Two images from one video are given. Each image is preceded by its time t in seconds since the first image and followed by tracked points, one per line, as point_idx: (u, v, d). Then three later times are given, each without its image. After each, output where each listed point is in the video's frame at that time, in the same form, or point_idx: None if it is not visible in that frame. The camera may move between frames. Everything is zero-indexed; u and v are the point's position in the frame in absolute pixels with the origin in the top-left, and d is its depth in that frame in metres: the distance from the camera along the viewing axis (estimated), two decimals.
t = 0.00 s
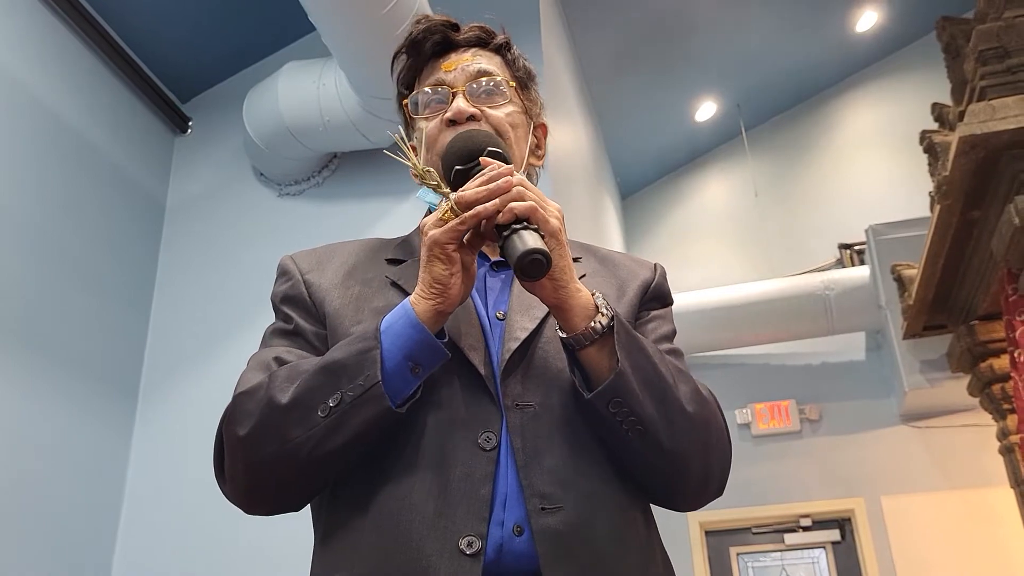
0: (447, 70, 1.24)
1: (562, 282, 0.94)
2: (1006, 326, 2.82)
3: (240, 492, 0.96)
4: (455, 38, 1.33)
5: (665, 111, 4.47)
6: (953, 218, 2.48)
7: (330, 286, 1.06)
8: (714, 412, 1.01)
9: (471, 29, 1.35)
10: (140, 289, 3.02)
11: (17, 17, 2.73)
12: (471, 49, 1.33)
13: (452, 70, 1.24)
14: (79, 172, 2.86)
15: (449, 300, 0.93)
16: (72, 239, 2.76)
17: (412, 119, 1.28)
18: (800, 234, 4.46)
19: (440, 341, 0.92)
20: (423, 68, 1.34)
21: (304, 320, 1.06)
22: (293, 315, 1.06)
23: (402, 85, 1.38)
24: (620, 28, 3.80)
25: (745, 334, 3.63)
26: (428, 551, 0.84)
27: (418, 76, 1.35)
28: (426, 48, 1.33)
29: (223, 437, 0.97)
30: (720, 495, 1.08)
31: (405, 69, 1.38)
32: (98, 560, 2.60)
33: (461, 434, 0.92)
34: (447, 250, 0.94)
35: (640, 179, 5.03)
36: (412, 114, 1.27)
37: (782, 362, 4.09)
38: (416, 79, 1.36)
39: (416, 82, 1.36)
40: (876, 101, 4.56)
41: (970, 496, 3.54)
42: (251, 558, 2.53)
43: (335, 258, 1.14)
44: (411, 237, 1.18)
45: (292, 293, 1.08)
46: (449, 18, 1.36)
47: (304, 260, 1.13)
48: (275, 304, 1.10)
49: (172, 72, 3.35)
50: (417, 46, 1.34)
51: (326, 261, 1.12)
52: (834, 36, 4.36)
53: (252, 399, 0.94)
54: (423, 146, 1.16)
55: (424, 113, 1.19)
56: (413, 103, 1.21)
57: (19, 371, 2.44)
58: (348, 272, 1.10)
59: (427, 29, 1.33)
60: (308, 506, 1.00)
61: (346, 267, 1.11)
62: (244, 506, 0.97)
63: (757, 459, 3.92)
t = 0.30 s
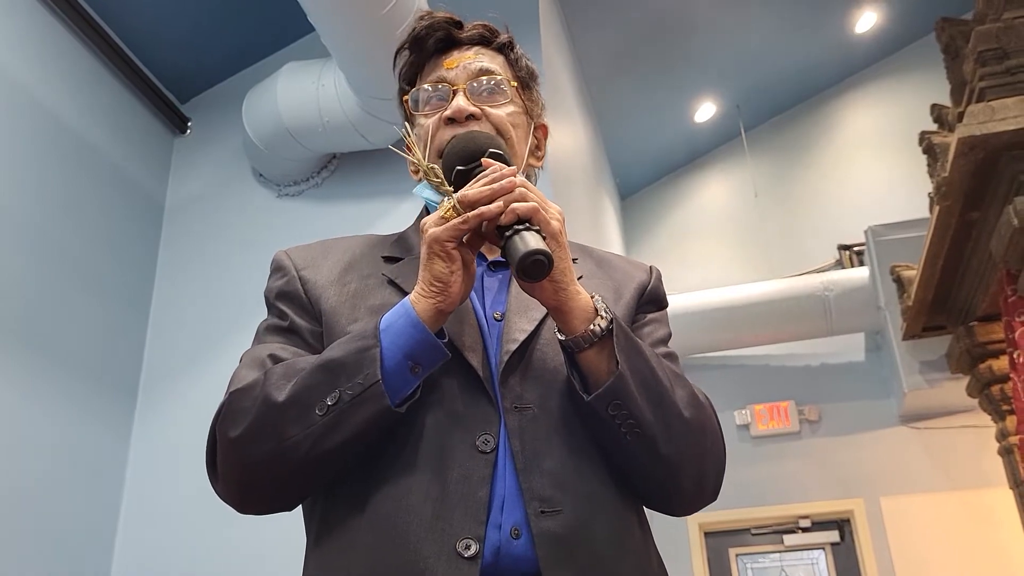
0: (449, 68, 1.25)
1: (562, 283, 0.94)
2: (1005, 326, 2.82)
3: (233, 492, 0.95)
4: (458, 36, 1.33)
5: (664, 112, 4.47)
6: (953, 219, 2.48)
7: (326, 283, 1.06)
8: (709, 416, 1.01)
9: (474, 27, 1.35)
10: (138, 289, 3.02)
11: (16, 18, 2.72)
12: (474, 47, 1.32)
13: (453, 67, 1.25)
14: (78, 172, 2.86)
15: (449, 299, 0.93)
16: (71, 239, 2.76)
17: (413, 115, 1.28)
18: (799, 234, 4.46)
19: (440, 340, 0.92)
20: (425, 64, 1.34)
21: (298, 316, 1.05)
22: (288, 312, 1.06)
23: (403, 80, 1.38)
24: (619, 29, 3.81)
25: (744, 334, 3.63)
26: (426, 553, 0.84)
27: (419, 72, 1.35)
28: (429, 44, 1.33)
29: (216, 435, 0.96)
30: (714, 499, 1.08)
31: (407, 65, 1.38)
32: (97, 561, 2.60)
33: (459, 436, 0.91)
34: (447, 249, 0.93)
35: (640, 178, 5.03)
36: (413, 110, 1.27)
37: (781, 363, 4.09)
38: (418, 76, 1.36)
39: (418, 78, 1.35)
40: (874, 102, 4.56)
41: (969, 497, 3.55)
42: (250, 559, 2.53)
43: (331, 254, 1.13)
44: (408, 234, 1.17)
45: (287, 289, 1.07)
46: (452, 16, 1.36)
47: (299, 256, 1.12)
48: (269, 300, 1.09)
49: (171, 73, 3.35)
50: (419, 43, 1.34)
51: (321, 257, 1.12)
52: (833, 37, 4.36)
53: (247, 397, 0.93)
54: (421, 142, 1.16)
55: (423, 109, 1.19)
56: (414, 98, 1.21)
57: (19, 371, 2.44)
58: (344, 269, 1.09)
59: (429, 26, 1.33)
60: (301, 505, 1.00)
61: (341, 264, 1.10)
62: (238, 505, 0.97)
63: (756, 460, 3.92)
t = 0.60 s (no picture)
0: (447, 61, 1.24)
1: (554, 281, 0.93)
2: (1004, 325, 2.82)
3: (227, 492, 0.95)
4: (457, 29, 1.31)
5: (664, 111, 4.47)
6: (952, 218, 2.48)
7: (319, 282, 1.06)
8: (705, 413, 1.01)
9: (473, 21, 1.34)
10: (137, 289, 3.02)
11: (15, 17, 2.72)
12: (472, 41, 1.31)
13: (451, 61, 1.23)
14: (77, 172, 2.86)
15: (438, 300, 0.93)
16: (70, 239, 2.76)
17: (410, 109, 1.27)
18: (799, 234, 4.46)
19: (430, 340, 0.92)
20: (423, 57, 1.32)
21: (292, 315, 1.06)
22: (282, 311, 1.06)
23: (400, 74, 1.37)
24: (618, 29, 3.81)
25: (743, 334, 3.63)
26: (417, 553, 0.84)
27: (416, 66, 1.33)
28: (427, 38, 1.31)
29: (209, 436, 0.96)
30: (711, 497, 1.07)
31: (404, 58, 1.36)
32: (97, 560, 2.60)
33: (451, 436, 0.91)
34: (436, 249, 0.93)
35: (639, 177, 5.03)
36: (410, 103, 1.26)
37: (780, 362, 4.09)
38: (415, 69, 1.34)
39: (415, 72, 1.34)
40: (873, 102, 4.56)
41: (969, 496, 3.54)
42: (249, 557, 2.54)
43: (326, 252, 1.13)
44: (403, 230, 1.17)
45: (281, 288, 1.07)
46: (450, 8, 1.34)
47: (294, 254, 1.12)
48: (264, 298, 1.10)
49: (169, 72, 3.35)
50: (417, 36, 1.32)
51: (315, 255, 1.12)
52: (832, 37, 4.36)
53: (238, 399, 0.93)
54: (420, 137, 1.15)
55: (422, 103, 1.19)
56: (411, 92, 1.20)
57: (19, 371, 2.45)
58: (338, 267, 1.09)
59: (427, 18, 1.31)
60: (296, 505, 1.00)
61: (336, 262, 1.10)
62: (231, 506, 0.97)
63: (755, 459, 3.92)
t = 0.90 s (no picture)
0: (450, 57, 1.24)
1: (560, 291, 0.92)
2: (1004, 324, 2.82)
3: (226, 493, 0.95)
4: (462, 26, 1.31)
5: (664, 110, 4.47)
6: (952, 217, 2.48)
7: (318, 280, 1.06)
8: (707, 419, 1.01)
9: (477, 17, 1.33)
10: (136, 287, 3.02)
11: (14, 17, 2.72)
12: (477, 38, 1.31)
13: (455, 57, 1.23)
14: (76, 171, 2.85)
15: (435, 305, 0.92)
16: (69, 238, 2.76)
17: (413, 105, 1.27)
18: (799, 232, 4.46)
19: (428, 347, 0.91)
20: (426, 53, 1.31)
21: (292, 314, 1.06)
22: (281, 309, 1.06)
23: (403, 69, 1.36)
24: (617, 28, 3.81)
25: (742, 333, 3.64)
26: (413, 552, 0.83)
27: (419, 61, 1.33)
28: (431, 33, 1.30)
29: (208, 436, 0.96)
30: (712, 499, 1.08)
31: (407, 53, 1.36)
32: (96, 559, 2.60)
33: (450, 436, 0.91)
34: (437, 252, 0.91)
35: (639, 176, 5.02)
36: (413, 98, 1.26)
37: (780, 361, 4.09)
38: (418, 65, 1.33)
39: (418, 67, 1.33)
40: (872, 101, 4.57)
41: (968, 495, 3.54)
42: (250, 556, 2.53)
43: (326, 249, 1.13)
44: (403, 228, 1.17)
45: (280, 285, 1.07)
46: (455, 4, 1.33)
47: (294, 250, 1.12)
48: (264, 294, 1.09)
49: (169, 70, 3.35)
50: (421, 31, 1.31)
51: (315, 252, 1.12)
52: (832, 36, 4.36)
53: (236, 400, 0.93)
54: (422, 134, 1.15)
55: (424, 99, 1.18)
56: (414, 87, 1.20)
57: (18, 370, 2.44)
58: (338, 264, 1.09)
59: (431, 14, 1.30)
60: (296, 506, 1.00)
61: (336, 259, 1.10)
62: (232, 507, 0.97)
63: (754, 458, 3.92)
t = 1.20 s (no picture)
0: (456, 56, 1.24)
1: (589, 287, 0.91)
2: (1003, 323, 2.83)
3: (218, 476, 0.94)
4: (467, 25, 1.31)
5: (663, 109, 4.47)
6: (952, 217, 2.49)
7: (323, 271, 1.04)
8: (715, 419, 1.02)
9: (482, 17, 1.33)
10: (137, 287, 3.02)
11: (14, 17, 2.71)
12: (483, 37, 1.31)
13: (462, 55, 1.24)
14: (76, 171, 2.85)
15: (398, 258, 0.89)
16: (70, 238, 2.76)
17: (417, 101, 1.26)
18: (799, 231, 4.46)
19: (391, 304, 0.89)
20: (432, 52, 1.32)
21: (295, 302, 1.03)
22: (281, 297, 1.04)
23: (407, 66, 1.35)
24: (617, 28, 3.81)
25: (742, 333, 3.64)
26: (423, 544, 0.81)
27: (424, 59, 1.33)
28: (437, 32, 1.31)
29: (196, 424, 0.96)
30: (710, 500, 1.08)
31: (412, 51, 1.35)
32: (97, 558, 2.60)
33: (458, 430, 0.89)
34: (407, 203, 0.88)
35: (639, 176, 5.02)
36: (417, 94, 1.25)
37: (780, 361, 4.09)
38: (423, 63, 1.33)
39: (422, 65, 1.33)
40: (872, 100, 4.57)
41: (968, 494, 3.55)
42: (251, 554, 2.53)
43: (328, 242, 1.11)
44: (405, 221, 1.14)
45: (282, 274, 1.05)
46: (461, 4, 1.33)
47: (296, 240, 1.10)
48: (264, 285, 1.07)
49: (169, 71, 3.34)
50: (427, 29, 1.32)
51: (317, 243, 1.10)
52: (831, 36, 4.37)
53: (220, 377, 0.93)
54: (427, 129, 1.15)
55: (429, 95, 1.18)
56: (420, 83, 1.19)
57: (19, 370, 2.44)
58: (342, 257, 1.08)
59: (438, 13, 1.31)
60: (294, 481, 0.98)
61: (339, 252, 1.09)
62: (226, 490, 0.96)
63: (755, 458, 3.92)
